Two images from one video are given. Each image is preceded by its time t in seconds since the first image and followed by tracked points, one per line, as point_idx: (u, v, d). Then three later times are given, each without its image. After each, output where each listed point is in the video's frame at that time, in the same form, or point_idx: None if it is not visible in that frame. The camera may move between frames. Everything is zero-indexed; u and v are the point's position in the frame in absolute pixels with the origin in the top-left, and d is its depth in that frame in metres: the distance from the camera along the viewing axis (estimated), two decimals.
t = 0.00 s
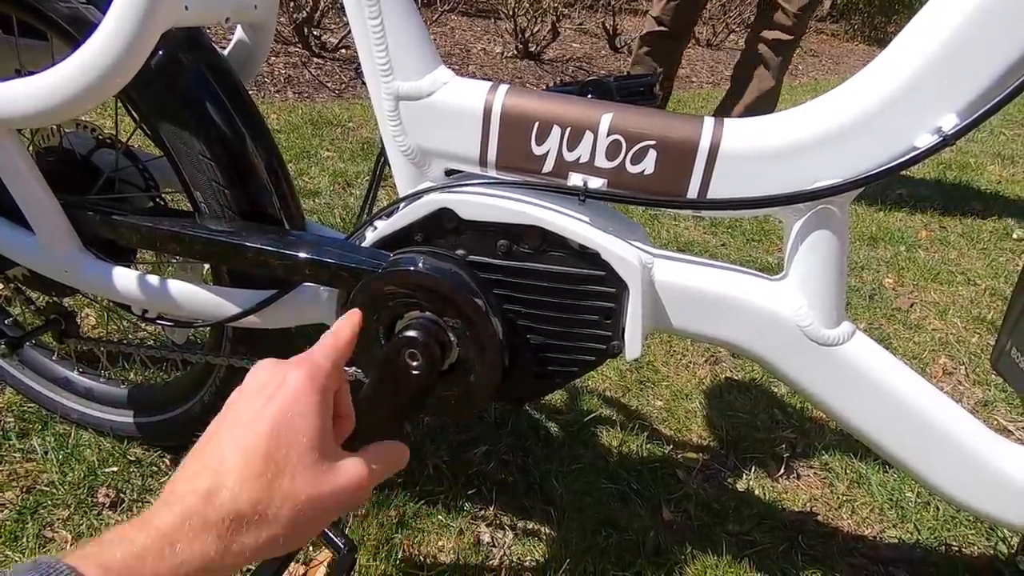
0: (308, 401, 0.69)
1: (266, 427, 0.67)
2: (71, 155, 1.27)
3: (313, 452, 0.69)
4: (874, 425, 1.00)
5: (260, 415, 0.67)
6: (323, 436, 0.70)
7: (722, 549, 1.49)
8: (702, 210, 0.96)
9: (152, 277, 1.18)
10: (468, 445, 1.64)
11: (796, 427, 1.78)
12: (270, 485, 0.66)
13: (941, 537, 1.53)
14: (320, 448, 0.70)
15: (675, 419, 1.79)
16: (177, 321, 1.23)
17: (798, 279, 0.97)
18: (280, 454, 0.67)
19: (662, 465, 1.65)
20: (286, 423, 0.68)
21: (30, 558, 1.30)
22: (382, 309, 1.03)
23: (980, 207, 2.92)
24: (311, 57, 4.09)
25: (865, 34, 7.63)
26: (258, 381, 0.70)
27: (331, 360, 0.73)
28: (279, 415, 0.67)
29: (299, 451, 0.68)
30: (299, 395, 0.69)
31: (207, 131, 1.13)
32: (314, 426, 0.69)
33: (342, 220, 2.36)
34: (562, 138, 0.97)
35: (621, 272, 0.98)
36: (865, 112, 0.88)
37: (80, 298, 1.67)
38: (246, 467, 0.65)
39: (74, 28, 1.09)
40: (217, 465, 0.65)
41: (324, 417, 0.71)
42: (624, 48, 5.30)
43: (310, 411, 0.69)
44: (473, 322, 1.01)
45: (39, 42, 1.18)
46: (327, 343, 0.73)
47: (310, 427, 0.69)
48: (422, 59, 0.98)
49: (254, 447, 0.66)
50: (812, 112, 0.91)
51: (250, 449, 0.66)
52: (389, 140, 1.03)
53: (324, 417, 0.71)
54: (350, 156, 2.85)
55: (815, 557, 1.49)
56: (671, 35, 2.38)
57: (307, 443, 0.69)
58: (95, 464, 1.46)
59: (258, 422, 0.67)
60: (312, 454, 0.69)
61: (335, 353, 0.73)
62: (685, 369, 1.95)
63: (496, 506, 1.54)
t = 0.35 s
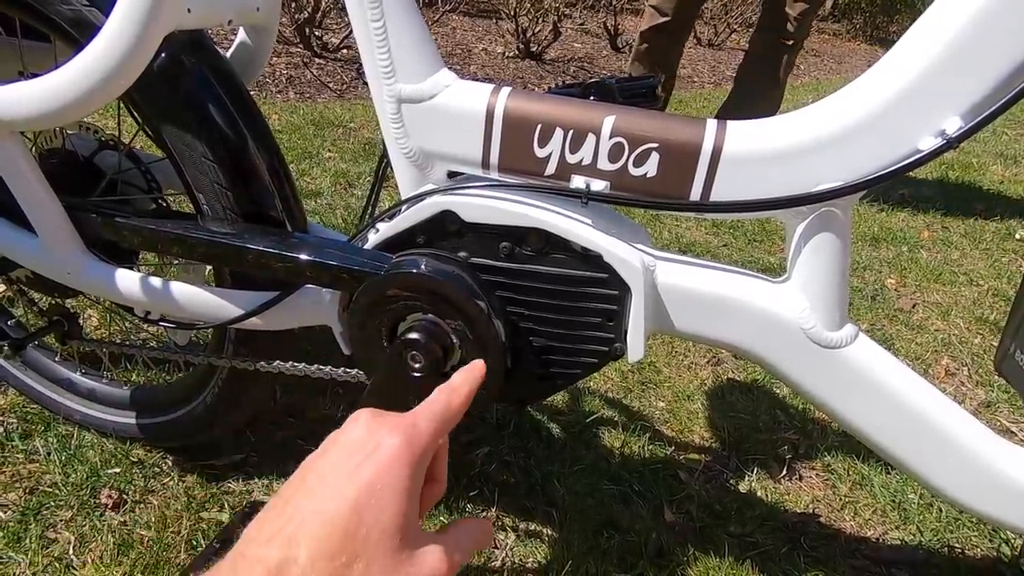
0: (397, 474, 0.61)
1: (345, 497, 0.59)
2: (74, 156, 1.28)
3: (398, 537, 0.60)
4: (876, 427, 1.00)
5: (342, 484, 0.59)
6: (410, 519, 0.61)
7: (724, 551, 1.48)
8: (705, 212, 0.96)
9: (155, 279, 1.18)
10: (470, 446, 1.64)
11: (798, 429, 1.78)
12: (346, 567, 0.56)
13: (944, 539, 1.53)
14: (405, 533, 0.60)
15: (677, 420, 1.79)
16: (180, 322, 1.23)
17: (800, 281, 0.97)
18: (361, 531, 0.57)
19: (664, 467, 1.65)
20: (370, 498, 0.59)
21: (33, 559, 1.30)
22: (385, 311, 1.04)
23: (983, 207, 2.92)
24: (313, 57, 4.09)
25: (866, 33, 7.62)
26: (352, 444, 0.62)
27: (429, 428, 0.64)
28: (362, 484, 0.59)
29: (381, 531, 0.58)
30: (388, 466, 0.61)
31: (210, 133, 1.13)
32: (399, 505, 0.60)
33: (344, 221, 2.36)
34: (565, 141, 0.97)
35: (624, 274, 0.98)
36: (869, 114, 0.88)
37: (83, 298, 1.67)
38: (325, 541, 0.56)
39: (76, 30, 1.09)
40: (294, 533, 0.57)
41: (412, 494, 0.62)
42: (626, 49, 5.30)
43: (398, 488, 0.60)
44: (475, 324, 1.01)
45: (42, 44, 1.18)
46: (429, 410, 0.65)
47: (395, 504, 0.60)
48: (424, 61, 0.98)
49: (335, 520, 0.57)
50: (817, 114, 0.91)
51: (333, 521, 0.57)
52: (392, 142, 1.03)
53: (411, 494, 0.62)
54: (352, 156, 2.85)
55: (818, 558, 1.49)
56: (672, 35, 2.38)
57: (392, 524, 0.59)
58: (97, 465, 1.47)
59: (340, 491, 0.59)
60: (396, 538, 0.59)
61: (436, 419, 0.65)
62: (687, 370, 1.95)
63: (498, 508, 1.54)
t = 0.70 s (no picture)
0: (251, 444, 0.58)
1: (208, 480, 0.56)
2: (74, 157, 1.28)
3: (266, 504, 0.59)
4: (876, 426, 1.00)
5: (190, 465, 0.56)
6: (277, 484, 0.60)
7: (724, 550, 1.48)
8: (703, 211, 0.96)
9: (155, 279, 1.18)
10: (470, 446, 1.65)
11: (798, 428, 1.78)
12: (212, 556, 0.54)
13: (944, 538, 1.53)
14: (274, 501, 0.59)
15: (678, 420, 1.79)
16: (180, 323, 1.23)
17: (799, 281, 0.98)
18: (222, 512, 0.55)
19: (664, 466, 1.65)
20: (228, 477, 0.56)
21: (34, 559, 1.30)
22: (384, 311, 1.04)
23: (983, 206, 2.92)
24: (313, 57, 4.10)
25: (867, 32, 7.63)
26: (187, 422, 0.58)
27: (276, 385, 0.62)
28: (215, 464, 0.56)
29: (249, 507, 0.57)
30: (236, 441, 0.58)
31: (209, 134, 1.14)
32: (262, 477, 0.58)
33: (345, 221, 2.37)
34: (563, 140, 0.97)
35: (623, 274, 0.98)
36: (866, 113, 0.88)
37: (84, 299, 1.67)
38: (184, 534, 0.53)
39: (75, 31, 1.09)
40: (141, 547, 0.53)
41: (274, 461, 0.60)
42: (626, 48, 5.30)
43: (254, 459, 0.58)
44: (474, 324, 1.01)
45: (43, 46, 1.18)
46: (270, 368, 0.63)
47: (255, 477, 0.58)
48: (422, 61, 0.99)
49: (188, 509, 0.54)
50: (814, 113, 0.91)
51: (179, 519, 0.54)
52: (390, 143, 1.03)
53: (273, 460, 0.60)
54: (353, 157, 2.85)
55: (817, 558, 1.49)
56: (669, 34, 2.39)
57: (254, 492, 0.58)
58: (98, 465, 1.47)
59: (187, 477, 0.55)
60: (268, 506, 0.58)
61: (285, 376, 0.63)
62: (687, 369, 1.95)
63: (498, 507, 1.54)
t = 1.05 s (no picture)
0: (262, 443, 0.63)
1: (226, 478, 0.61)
2: (77, 156, 1.27)
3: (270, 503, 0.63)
4: (881, 423, 1.00)
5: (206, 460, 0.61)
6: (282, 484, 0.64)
7: (729, 550, 1.48)
8: (709, 209, 0.95)
9: (159, 278, 1.18)
10: (473, 445, 1.64)
11: (803, 427, 1.77)
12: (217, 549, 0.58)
13: (950, 538, 1.53)
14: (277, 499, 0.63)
15: (682, 419, 1.79)
16: (183, 322, 1.23)
17: (805, 278, 0.97)
18: (230, 504, 0.60)
19: (667, 466, 1.65)
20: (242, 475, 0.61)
21: (38, 558, 1.30)
22: (388, 309, 1.04)
23: (988, 204, 2.91)
24: (315, 57, 4.10)
25: (870, 30, 7.61)
26: (203, 424, 0.64)
27: (282, 387, 0.68)
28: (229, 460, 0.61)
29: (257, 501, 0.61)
30: (247, 436, 0.63)
31: (212, 132, 1.13)
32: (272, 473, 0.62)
33: (347, 220, 2.37)
34: (567, 138, 0.96)
35: (628, 272, 0.97)
36: (873, 110, 0.88)
37: (88, 299, 1.67)
38: (193, 528, 0.58)
39: (78, 30, 1.09)
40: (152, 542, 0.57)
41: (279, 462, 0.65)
42: (629, 47, 5.29)
43: (263, 456, 0.63)
44: (478, 323, 1.01)
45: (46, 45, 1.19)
46: (278, 370, 0.68)
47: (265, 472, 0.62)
48: (426, 59, 0.98)
49: (197, 503, 0.59)
50: (822, 110, 0.90)
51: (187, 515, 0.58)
52: (394, 141, 1.02)
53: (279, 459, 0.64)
54: (355, 156, 2.85)
55: (822, 557, 1.48)
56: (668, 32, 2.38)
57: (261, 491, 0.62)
58: (102, 464, 1.47)
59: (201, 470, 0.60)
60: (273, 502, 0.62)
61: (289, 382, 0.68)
62: (691, 368, 1.94)
63: (501, 507, 1.53)
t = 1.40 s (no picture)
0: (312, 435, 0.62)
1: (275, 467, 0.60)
2: (81, 157, 1.27)
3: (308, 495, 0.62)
4: (890, 418, 0.99)
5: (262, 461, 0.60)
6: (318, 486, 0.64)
7: (737, 547, 1.47)
8: (717, 203, 0.94)
9: (164, 278, 1.18)
10: (480, 443, 1.64)
11: (811, 423, 1.77)
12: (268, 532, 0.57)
13: (960, 534, 1.52)
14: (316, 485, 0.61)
15: (688, 415, 1.78)
16: (188, 322, 1.22)
17: (815, 273, 0.96)
18: (282, 486, 0.59)
19: (675, 463, 1.64)
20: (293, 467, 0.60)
21: (47, 558, 1.30)
22: (395, 307, 1.03)
23: (995, 197, 2.89)
24: (317, 56, 4.10)
25: (874, 24, 7.58)
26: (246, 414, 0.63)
27: (322, 370, 0.66)
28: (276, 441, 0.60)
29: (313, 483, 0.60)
30: (295, 420, 0.62)
31: (217, 131, 1.13)
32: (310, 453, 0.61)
33: (351, 219, 2.36)
34: (573, 133, 0.96)
35: (635, 268, 0.97)
36: (883, 103, 0.87)
37: (94, 299, 1.67)
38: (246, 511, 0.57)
39: (82, 30, 1.08)
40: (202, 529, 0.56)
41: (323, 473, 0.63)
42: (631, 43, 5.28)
43: (308, 437, 0.62)
44: (485, 320, 1.00)
45: (49, 45, 1.18)
46: (315, 353, 0.66)
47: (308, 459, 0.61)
48: (431, 55, 0.98)
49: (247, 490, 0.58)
50: (832, 103, 0.90)
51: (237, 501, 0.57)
52: (399, 138, 1.02)
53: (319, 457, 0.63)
54: (358, 154, 2.85)
55: (832, 553, 1.47)
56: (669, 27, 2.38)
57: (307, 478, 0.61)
58: (110, 464, 1.46)
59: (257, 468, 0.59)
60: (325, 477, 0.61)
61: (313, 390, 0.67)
62: (697, 365, 1.94)
63: (508, 504, 1.53)
